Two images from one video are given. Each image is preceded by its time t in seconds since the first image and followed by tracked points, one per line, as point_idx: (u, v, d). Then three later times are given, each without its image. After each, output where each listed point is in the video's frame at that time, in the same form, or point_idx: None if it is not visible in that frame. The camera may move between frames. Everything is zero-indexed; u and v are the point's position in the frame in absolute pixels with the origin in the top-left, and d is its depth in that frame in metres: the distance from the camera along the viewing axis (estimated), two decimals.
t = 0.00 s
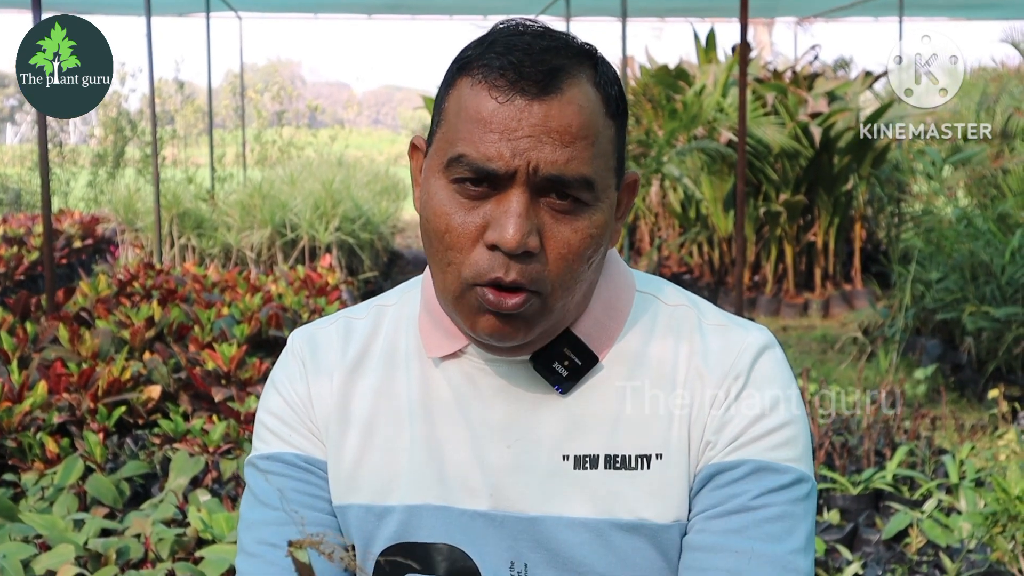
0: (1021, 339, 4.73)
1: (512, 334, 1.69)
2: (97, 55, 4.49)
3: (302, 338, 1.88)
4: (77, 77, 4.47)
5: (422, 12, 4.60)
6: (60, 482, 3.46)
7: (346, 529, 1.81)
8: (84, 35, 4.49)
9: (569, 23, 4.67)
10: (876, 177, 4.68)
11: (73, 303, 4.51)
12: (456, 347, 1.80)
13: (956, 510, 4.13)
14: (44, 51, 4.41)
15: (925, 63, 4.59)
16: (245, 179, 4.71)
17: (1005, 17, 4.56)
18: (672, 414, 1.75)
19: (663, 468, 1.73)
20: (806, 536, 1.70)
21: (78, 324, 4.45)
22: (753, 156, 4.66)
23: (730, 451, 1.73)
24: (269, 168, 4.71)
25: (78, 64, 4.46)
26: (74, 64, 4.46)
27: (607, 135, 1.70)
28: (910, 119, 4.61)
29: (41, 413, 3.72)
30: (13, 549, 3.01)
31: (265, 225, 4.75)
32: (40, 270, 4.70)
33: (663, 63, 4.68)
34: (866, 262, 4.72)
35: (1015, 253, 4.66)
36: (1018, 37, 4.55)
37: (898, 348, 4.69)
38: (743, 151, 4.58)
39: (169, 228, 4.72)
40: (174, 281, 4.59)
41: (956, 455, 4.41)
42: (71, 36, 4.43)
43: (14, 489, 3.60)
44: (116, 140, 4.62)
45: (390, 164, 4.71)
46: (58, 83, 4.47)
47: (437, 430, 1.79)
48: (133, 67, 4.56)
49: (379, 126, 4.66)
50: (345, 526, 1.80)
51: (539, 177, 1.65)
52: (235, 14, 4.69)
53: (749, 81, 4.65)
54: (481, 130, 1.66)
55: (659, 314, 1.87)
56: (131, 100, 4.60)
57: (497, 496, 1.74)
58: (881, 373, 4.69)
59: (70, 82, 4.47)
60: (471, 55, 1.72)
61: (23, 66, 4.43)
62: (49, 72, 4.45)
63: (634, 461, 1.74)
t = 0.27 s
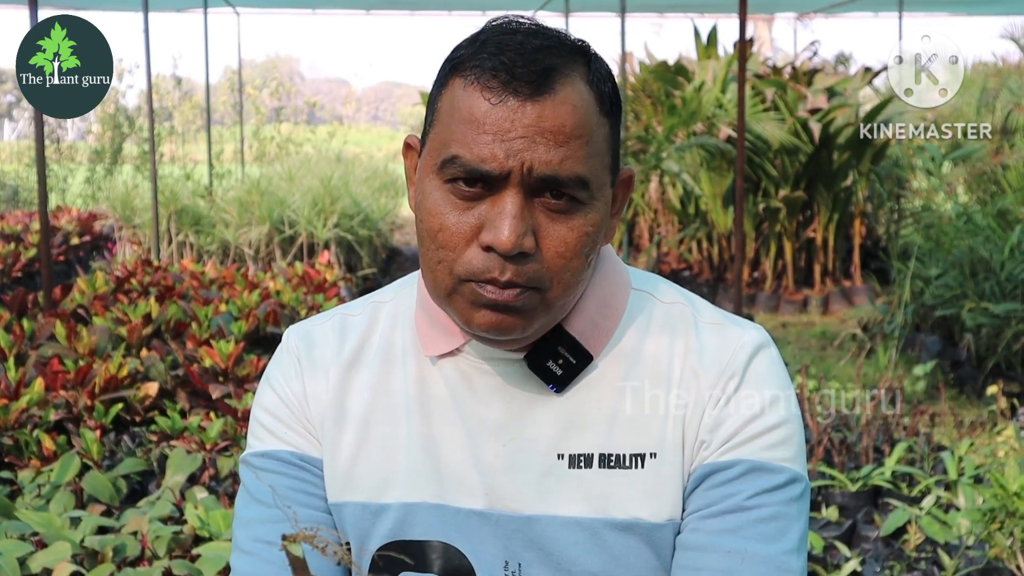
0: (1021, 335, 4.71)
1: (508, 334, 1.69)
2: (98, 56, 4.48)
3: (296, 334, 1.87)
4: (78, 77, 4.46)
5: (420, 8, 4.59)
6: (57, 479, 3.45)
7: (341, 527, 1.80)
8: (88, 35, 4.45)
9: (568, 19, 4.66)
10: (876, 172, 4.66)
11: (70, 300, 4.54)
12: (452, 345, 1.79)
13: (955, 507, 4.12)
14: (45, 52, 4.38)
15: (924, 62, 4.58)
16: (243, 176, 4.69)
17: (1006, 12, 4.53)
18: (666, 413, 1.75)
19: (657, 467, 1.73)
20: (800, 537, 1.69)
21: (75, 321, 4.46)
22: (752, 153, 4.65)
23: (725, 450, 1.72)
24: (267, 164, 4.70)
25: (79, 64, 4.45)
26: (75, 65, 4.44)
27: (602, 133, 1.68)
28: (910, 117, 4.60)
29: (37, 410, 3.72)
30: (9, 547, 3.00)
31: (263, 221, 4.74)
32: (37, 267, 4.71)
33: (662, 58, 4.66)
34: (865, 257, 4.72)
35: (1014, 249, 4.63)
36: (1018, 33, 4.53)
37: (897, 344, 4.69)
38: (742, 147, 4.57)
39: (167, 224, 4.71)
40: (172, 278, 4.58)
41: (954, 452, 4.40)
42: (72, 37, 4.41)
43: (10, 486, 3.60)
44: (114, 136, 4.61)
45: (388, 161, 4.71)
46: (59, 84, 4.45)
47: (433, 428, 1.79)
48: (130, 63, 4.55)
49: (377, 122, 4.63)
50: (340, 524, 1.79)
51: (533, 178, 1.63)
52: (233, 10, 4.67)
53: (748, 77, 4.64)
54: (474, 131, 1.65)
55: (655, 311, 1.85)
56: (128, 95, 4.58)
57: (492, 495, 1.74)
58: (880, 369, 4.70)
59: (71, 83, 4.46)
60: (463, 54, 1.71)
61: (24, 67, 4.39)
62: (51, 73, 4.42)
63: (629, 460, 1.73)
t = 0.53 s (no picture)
0: None
1: (545, 300, 1.72)
2: (97, 55, 4.50)
3: (327, 318, 1.94)
4: (77, 77, 4.50)
5: (428, 5, 4.61)
6: (67, 474, 3.44)
7: (363, 506, 1.85)
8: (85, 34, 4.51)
9: (575, 15, 4.64)
10: (884, 169, 4.66)
11: (79, 296, 4.60)
12: (478, 327, 1.85)
13: (965, 504, 4.14)
14: (44, 51, 4.44)
15: (931, 57, 4.55)
16: (251, 172, 4.69)
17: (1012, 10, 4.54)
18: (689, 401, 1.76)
19: (680, 454, 1.74)
20: (823, 532, 1.69)
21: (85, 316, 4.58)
22: (760, 149, 4.65)
23: (749, 443, 1.71)
24: (275, 160, 4.69)
25: (77, 64, 4.49)
26: (74, 64, 4.48)
27: (583, 82, 1.73)
28: (919, 113, 4.57)
29: (47, 405, 3.69)
30: (21, 541, 3.01)
31: (271, 217, 4.74)
32: (46, 263, 4.69)
33: (670, 55, 4.65)
34: (873, 255, 4.70)
35: None
36: None
37: (907, 342, 4.66)
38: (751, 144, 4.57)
39: (174, 221, 4.70)
40: (179, 273, 4.64)
41: (965, 449, 4.47)
42: (71, 36, 4.46)
43: (21, 480, 3.61)
44: (121, 132, 4.62)
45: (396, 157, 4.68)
46: (58, 84, 4.50)
47: (458, 411, 1.83)
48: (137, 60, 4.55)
49: (385, 118, 4.62)
50: (363, 503, 1.84)
51: (530, 142, 1.68)
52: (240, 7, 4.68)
53: (757, 74, 4.63)
54: (463, 115, 1.70)
55: (678, 303, 1.85)
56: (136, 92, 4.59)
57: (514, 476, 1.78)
58: (890, 367, 4.64)
59: (70, 82, 4.50)
60: (431, 48, 1.76)
61: (22, 66, 4.46)
62: (49, 73, 4.47)
63: (651, 447, 1.75)
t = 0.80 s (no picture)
0: None
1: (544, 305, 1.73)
2: (97, 56, 4.46)
3: (328, 321, 1.95)
4: (78, 78, 4.45)
5: (429, 5, 4.61)
6: (68, 474, 3.43)
7: (364, 506, 1.85)
8: (87, 34, 4.44)
9: (577, 15, 4.64)
10: (885, 169, 4.66)
11: (80, 295, 4.58)
12: (474, 327, 1.86)
13: (967, 505, 4.13)
14: (45, 51, 4.39)
15: (931, 55, 4.51)
16: (252, 171, 4.70)
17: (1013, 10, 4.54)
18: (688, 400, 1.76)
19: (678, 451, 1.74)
20: (823, 519, 1.65)
21: (86, 316, 4.54)
22: (762, 149, 4.63)
23: (747, 432, 1.71)
24: (276, 160, 4.69)
25: (78, 64, 4.44)
26: (75, 65, 4.43)
27: (575, 86, 1.72)
28: (919, 113, 4.56)
29: (48, 405, 3.68)
30: (21, 541, 3.02)
31: (272, 217, 4.74)
32: (47, 262, 4.74)
33: (671, 55, 4.65)
34: (874, 255, 4.71)
35: None
36: None
37: (908, 342, 4.66)
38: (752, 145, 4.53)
39: (176, 220, 4.71)
40: (181, 275, 4.60)
41: (966, 450, 4.42)
42: (72, 37, 4.40)
43: (21, 480, 3.61)
44: (123, 132, 4.62)
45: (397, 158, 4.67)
46: (58, 84, 4.45)
47: (456, 409, 1.84)
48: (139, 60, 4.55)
49: (385, 118, 4.60)
50: (363, 502, 1.84)
51: (524, 147, 1.68)
52: (242, 7, 4.68)
53: (758, 74, 4.62)
54: (455, 123, 1.69)
55: (677, 302, 1.87)
56: (138, 91, 4.58)
57: (513, 474, 1.77)
58: (890, 367, 4.65)
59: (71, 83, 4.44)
60: (422, 57, 1.76)
61: (24, 66, 4.41)
62: (50, 73, 4.42)
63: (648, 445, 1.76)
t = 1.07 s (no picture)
0: None
1: (539, 308, 1.72)
2: (97, 55, 4.47)
3: (324, 324, 1.94)
4: (77, 77, 4.47)
5: (430, 5, 4.63)
6: (70, 474, 3.44)
7: (361, 512, 1.85)
8: (86, 34, 4.48)
9: (578, 15, 4.64)
10: (887, 170, 4.65)
11: (82, 295, 4.63)
12: (473, 331, 1.85)
13: (967, 505, 4.13)
14: (45, 51, 4.43)
15: (931, 55, 4.53)
16: (253, 171, 4.69)
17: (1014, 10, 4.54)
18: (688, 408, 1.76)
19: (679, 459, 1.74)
20: (824, 546, 1.67)
21: (87, 317, 4.61)
22: (763, 149, 4.64)
23: (750, 453, 1.71)
24: (277, 160, 4.69)
25: (78, 64, 4.46)
26: (74, 64, 4.45)
27: (570, 88, 1.72)
28: (921, 113, 4.54)
29: (49, 405, 3.69)
30: (22, 541, 3.02)
31: (273, 217, 4.74)
32: (48, 262, 4.74)
33: (672, 55, 4.65)
34: (876, 255, 4.71)
35: None
36: None
37: (909, 342, 4.65)
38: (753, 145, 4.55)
39: (177, 220, 4.70)
40: (182, 273, 4.66)
41: (968, 450, 4.45)
42: (72, 36, 4.44)
43: (21, 481, 3.60)
44: (124, 132, 4.61)
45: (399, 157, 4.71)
46: (58, 83, 4.48)
47: (455, 414, 1.83)
48: (140, 59, 4.56)
49: (387, 118, 4.61)
50: (361, 508, 1.84)
51: (518, 150, 1.68)
52: (244, 7, 4.68)
53: (759, 74, 4.62)
54: (449, 125, 1.70)
55: (678, 307, 1.87)
56: (139, 91, 4.59)
57: (512, 480, 1.77)
58: (892, 367, 4.64)
59: (70, 82, 4.47)
60: (417, 60, 1.76)
61: (23, 66, 4.45)
62: (49, 72, 4.45)
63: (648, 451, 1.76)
